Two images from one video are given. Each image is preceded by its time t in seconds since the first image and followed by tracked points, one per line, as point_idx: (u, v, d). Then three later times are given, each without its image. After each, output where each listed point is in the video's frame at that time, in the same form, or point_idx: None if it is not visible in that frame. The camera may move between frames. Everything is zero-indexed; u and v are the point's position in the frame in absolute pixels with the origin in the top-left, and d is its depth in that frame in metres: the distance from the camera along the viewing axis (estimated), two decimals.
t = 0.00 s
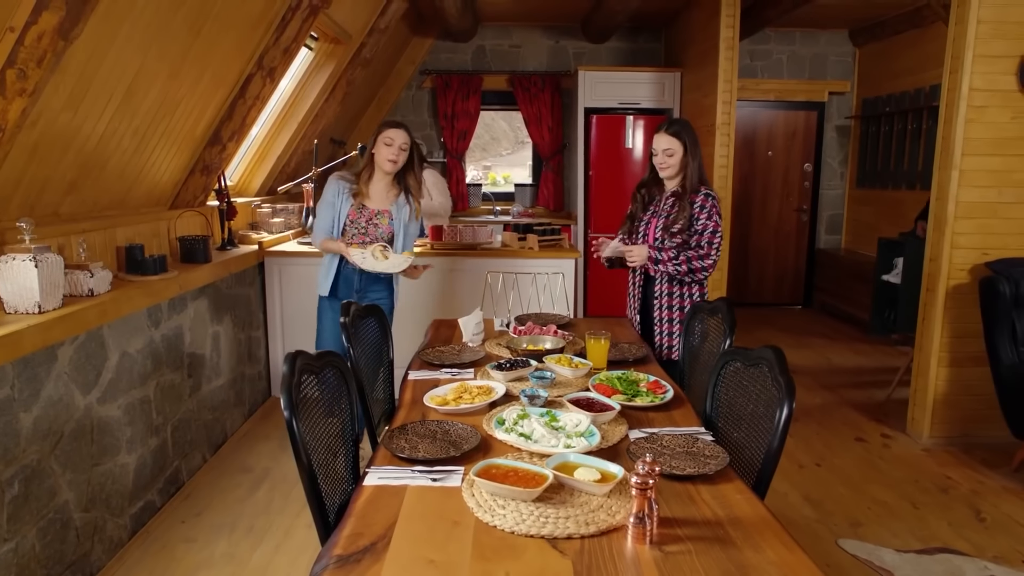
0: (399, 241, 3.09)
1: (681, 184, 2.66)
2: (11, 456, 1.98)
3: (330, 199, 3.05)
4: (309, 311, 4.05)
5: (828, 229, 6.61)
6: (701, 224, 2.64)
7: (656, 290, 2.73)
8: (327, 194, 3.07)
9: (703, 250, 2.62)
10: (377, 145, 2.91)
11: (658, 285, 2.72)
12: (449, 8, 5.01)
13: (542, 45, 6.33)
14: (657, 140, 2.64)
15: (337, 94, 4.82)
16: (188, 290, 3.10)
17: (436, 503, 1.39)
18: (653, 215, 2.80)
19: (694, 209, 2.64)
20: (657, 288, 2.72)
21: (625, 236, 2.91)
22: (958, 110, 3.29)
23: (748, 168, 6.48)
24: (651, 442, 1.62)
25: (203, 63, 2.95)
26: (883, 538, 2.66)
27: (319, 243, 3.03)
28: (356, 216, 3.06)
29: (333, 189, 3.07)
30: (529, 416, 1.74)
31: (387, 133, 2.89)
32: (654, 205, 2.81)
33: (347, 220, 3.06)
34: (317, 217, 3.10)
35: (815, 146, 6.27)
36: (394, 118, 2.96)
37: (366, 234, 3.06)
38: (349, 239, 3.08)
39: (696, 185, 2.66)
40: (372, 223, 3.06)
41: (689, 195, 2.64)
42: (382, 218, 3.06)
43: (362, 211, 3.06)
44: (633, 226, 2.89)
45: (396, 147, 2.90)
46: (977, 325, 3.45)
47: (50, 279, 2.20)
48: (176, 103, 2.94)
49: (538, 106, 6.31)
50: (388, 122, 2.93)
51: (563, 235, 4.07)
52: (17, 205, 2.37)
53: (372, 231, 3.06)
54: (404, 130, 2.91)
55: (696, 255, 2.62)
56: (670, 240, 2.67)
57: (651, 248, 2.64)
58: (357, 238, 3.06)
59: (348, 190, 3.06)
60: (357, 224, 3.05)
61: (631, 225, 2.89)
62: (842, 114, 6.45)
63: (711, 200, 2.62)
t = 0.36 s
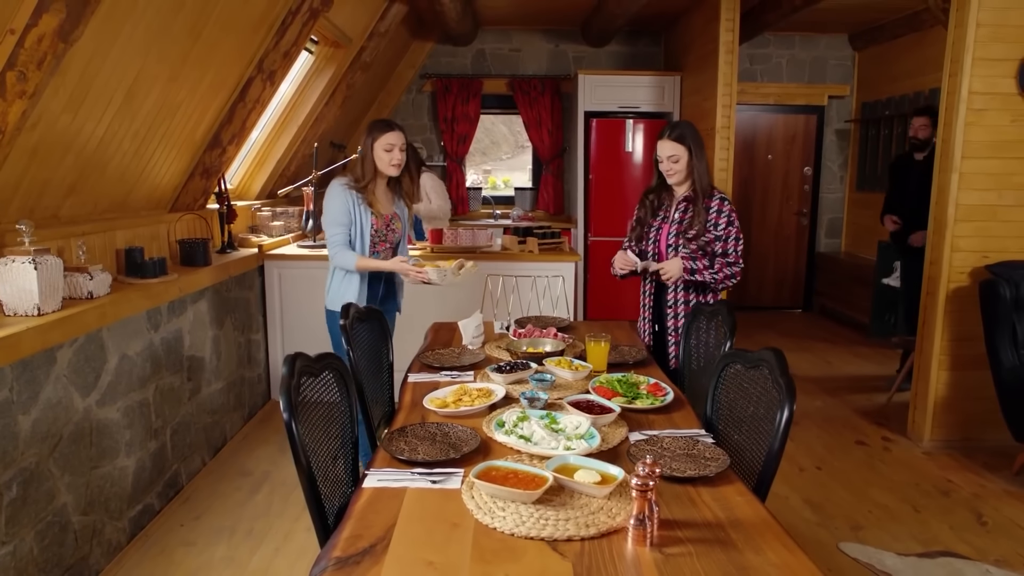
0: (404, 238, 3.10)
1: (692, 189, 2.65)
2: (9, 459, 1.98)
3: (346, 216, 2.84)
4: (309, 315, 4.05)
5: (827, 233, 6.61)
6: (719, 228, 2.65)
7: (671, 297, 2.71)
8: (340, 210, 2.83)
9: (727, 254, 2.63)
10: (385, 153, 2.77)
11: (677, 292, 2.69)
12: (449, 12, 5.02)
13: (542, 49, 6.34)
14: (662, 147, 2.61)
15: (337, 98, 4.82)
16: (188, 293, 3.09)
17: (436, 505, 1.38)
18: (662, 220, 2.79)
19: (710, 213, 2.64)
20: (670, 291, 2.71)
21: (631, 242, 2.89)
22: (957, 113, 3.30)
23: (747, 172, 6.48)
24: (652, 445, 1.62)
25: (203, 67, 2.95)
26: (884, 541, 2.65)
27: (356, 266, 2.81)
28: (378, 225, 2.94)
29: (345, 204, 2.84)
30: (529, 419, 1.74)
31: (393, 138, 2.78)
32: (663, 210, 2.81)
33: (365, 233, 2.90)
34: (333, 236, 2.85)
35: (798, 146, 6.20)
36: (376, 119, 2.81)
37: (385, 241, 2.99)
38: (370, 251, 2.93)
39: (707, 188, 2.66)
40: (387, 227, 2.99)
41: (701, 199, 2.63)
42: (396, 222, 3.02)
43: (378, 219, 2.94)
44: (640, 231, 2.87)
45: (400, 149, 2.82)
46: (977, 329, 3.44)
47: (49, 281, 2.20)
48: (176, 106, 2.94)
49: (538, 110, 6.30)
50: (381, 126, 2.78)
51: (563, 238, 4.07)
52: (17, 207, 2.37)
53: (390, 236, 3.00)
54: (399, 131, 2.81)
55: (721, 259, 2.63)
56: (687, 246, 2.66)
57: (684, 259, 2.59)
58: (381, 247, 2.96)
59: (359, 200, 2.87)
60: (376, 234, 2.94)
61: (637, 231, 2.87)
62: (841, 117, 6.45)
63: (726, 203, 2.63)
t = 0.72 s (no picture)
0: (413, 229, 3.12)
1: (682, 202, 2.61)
2: (7, 461, 1.97)
3: (371, 226, 2.77)
4: (308, 317, 4.05)
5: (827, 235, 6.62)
6: (717, 240, 2.60)
7: (671, 313, 2.68)
8: (364, 223, 2.75)
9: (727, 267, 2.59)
10: (395, 151, 2.75)
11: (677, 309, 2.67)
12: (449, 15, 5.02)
13: (541, 52, 6.35)
14: (645, 161, 2.59)
15: (337, 100, 4.83)
16: (188, 295, 3.09)
17: (435, 506, 1.38)
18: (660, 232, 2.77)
19: (706, 225, 2.60)
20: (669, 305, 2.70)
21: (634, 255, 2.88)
22: (957, 115, 3.30)
23: (747, 174, 6.48)
24: (652, 446, 1.62)
25: (203, 69, 2.96)
26: (885, 544, 2.65)
27: (395, 273, 2.76)
28: (399, 224, 2.92)
29: (369, 213, 2.77)
30: (529, 420, 1.73)
31: (399, 134, 2.75)
32: (660, 223, 2.78)
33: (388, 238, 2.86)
34: (361, 251, 2.76)
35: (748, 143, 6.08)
36: (370, 119, 2.75)
37: (405, 240, 2.98)
38: (398, 253, 2.91)
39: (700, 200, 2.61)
40: (404, 224, 2.98)
41: (692, 211, 2.60)
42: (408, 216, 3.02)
43: (397, 219, 2.92)
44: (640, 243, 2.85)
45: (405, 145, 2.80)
46: (976, 331, 3.44)
47: (48, 282, 2.19)
48: (175, 109, 2.94)
49: (538, 113, 6.30)
50: (382, 125, 2.74)
51: (563, 240, 4.07)
52: (16, 208, 2.36)
53: (408, 231, 3.00)
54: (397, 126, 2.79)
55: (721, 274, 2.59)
56: (687, 262, 2.65)
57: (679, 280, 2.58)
58: (406, 246, 2.96)
59: (379, 207, 2.82)
60: (399, 232, 2.93)
61: (637, 243, 2.87)
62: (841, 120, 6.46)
63: (722, 213, 2.58)
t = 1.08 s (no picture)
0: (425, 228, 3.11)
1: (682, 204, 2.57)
2: (8, 460, 1.97)
3: (382, 226, 2.77)
4: (309, 317, 4.04)
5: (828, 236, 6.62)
6: (719, 240, 2.60)
7: (678, 316, 2.65)
8: (376, 223, 2.75)
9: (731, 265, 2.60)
10: (410, 149, 2.75)
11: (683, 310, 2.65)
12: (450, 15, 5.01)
13: (542, 52, 6.34)
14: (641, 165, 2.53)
15: (338, 101, 4.83)
16: (188, 295, 3.09)
17: (436, 505, 1.37)
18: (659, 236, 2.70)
19: (707, 226, 2.60)
20: (676, 308, 2.65)
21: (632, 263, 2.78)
22: (958, 115, 3.29)
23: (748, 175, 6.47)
24: (653, 444, 1.61)
25: (203, 69, 2.95)
26: (887, 543, 2.64)
27: (406, 268, 2.75)
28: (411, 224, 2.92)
29: (381, 213, 2.77)
30: (530, 419, 1.73)
31: (413, 132, 2.76)
32: (658, 227, 2.70)
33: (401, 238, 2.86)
34: (372, 251, 2.77)
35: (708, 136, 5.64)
36: (385, 117, 2.75)
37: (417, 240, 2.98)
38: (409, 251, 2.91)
39: (699, 200, 2.61)
40: (416, 224, 2.98)
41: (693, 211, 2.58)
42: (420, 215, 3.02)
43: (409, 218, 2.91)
44: (637, 249, 2.74)
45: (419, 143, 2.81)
46: (978, 331, 3.43)
47: (49, 281, 2.19)
48: (176, 108, 2.93)
49: (539, 113, 6.30)
50: (397, 123, 2.74)
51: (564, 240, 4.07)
52: (17, 207, 2.36)
53: (420, 230, 3.00)
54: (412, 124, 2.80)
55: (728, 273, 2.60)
56: (692, 263, 2.63)
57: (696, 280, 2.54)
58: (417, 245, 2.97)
59: (391, 208, 2.81)
60: (411, 231, 2.92)
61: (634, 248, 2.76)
62: (842, 120, 6.46)
63: (723, 212, 2.59)
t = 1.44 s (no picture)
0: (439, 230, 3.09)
1: (680, 203, 2.57)
2: (10, 458, 1.97)
3: (382, 223, 2.80)
4: (311, 316, 4.05)
5: (830, 236, 6.62)
6: (720, 240, 2.63)
7: (682, 317, 2.65)
8: (375, 220, 2.79)
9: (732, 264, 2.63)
10: (415, 150, 2.75)
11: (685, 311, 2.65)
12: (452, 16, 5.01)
13: (545, 52, 6.34)
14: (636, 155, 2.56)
15: (341, 100, 4.83)
16: (190, 293, 3.09)
17: (438, 502, 1.37)
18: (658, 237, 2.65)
19: (707, 226, 2.62)
20: (680, 309, 2.65)
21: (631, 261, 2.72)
22: (961, 114, 3.29)
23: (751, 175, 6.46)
24: (655, 442, 1.61)
25: (206, 68, 2.95)
26: (890, 543, 2.64)
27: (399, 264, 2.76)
28: (415, 225, 2.91)
29: (381, 211, 2.79)
30: (532, 417, 1.73)
31: (420, 134, 2.76)
32: (657, 227, 2.64)
33: (402, 237, 2.85)
34: (371, 246, 2.80)
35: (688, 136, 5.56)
36: (396, 117, 2.77)
37: (423, 239, 2.96)
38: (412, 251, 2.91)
39: (699, 200, 2.62)
40: (423, 224, 2.97)
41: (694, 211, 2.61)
42: (430, 216, 3.00)
43: (413, 218, 2.91)
44: (637, 250, 2.67)
45: (427, 146, 2.81)
46: (981, 330, 3.43)
47: (51, 279, 2.19)
48: (178, 107, 2.93)
49: (541, 113, 6.30)
50: (405, 123, 2.75)
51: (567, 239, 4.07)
52: (19, 206, 2.36)
53: (428, 231, 2.98)
54: (423, 126, 2.80)
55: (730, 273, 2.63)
56: (694, 264, 2.65)
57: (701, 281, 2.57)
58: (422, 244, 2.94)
59: (393, 208, 2.82)
60: (415, 232, 2.91)
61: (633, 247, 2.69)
62: (844, 120, 6.45)
63: (723, 213, 2.61)
